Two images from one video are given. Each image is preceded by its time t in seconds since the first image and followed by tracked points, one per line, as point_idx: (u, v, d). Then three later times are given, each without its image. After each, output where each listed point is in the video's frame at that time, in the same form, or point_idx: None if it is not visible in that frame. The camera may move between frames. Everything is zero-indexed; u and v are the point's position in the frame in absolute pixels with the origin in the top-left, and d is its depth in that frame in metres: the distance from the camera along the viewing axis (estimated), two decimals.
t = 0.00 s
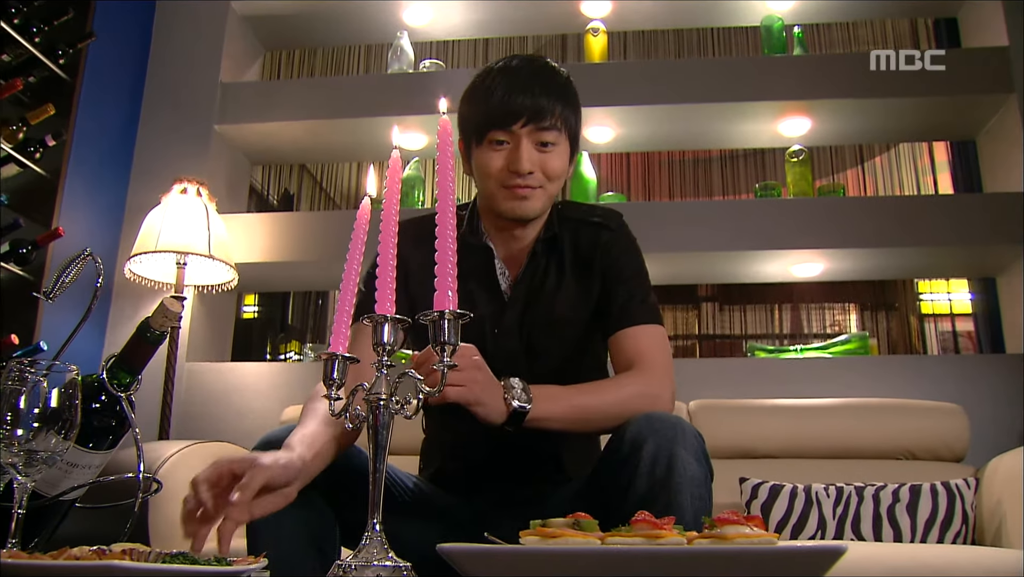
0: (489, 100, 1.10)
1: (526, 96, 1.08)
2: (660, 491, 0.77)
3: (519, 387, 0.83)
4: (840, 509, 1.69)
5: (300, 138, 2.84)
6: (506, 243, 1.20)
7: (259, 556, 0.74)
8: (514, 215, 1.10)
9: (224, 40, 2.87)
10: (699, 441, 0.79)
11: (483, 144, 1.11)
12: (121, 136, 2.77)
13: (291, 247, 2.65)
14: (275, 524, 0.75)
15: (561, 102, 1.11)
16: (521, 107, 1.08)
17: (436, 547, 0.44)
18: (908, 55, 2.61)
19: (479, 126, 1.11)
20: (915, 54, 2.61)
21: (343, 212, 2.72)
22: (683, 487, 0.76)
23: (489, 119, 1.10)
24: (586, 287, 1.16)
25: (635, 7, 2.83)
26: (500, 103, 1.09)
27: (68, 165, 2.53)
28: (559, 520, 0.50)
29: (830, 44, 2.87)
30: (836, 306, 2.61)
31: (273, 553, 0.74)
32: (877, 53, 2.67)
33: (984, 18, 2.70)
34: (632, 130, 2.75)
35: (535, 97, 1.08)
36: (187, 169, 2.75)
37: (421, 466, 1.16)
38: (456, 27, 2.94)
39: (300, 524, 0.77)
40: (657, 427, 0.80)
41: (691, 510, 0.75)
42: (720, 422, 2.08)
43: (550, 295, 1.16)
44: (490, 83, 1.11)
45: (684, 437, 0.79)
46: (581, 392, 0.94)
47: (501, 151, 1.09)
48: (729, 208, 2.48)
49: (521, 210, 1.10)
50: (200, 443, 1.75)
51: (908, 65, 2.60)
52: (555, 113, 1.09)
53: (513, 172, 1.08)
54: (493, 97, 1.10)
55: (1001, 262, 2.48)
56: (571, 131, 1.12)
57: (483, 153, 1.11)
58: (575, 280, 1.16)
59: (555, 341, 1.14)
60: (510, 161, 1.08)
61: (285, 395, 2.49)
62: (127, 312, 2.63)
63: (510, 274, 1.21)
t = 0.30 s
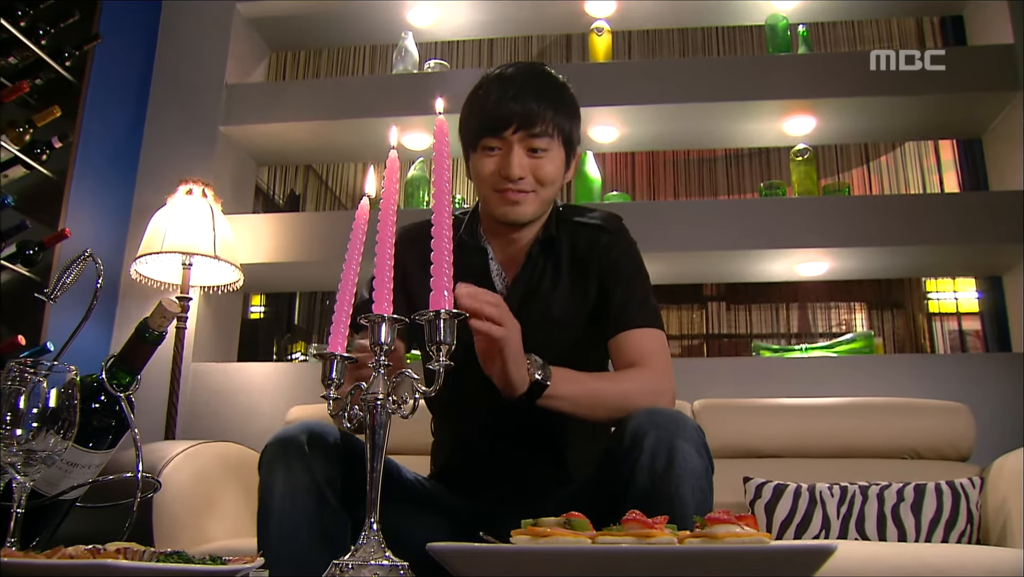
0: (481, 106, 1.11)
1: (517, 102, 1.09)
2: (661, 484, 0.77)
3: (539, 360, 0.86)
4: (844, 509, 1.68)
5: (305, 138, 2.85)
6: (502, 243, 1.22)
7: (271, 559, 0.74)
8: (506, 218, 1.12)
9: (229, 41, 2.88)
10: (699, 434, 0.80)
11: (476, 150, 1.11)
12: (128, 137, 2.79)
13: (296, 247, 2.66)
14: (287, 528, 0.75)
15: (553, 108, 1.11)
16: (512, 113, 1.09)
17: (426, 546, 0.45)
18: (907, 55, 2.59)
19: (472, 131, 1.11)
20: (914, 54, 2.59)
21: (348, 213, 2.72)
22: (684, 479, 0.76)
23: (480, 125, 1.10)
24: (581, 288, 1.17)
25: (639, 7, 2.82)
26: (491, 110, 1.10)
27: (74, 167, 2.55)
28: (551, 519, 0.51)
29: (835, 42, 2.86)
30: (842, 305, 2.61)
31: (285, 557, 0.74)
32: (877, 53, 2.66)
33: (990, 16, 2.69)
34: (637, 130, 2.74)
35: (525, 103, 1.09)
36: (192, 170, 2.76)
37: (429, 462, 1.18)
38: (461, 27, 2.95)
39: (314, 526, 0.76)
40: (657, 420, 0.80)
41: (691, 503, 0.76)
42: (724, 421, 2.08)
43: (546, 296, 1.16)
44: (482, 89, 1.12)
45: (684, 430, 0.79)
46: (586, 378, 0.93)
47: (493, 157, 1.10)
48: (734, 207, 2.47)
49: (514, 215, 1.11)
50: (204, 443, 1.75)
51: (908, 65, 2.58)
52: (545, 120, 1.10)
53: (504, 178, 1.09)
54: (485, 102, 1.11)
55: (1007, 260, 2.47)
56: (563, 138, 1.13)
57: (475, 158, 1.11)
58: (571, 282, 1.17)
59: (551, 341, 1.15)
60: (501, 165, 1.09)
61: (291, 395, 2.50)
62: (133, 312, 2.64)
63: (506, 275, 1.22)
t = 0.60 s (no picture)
0: (463, 118, 1.21)
1: (497, 113, 1.21)
2: (657, 478, 0.80)
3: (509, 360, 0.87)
4: (849, 508, 1.68)
5: (310, 139, 2.85)
6: (496, 249, 1.28)
7: (279, 549, 0.78)
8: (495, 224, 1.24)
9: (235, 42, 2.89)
10: (694, 428, 0.83)
11: (459, 158, 1.21)
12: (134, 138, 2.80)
13: (301, 247, 2.67)
14: (296, 520, 0.79)
15: (532, 116, 1.22)
16: (493, 123, 1.20)
17: (415, 545, 0.45)
18: (908, 55, 2.59)
19: (454, 142, 1.22)
20: (915, 54, 2.60)
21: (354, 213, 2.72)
22: (680, 472, 0.79)
23: (463, 136, 1.21)
24: (580, 292, 1.20)
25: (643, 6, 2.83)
26: (475, 120, 1.21)
27: (81, 168, 2.57)
28: (542, 519, 0.51)
29: (841, 41, 2.85)
30: (849, 305, 2.59)
31: (292, 548, 0.78)
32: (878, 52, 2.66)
33: (997, 12, 2.68)
34: (642, 129, 2.74)
35: (505, 113, 1.21)
36: (198, 171, 2.77)
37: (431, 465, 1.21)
38: (467, 27, 2.95)
39: (322, 522, 0.79)
40: (653, 415, 0.84)
41: (687, 494, 0.79)
42: (729, 421, 2.08)
43: (545, 301, 1.21)
44: (463, 102, 1.23)
45: (679, 424, 0.82)
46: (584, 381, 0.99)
47: (478, 165, 1.21)
48: (739, 206, 2.47)
49: (502, 220, 1.25)
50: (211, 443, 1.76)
51: (908, 65, 2.59)
52: (525, 127, 1.21)
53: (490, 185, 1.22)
54: (466, 115, 1.22)
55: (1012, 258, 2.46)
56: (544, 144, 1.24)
57: (459, 165, 1.21)
58: (569, 286, 1.21)
59: (551, 343, 1.18)
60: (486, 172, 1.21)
61: (297, 395, 2.51)
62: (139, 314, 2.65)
63: (504, 282, 1.27)
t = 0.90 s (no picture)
0: (463, 115, 1.21)
1: (497, 110, 1.21)
2: (645, 472, 0.83)
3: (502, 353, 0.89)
4: (854, 508, 1.68)
5: (316, 140, 2.86)
6: (492, 248, 1.29)
7: (288, 534, 0.79)
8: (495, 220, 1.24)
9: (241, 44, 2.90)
10: (678, 422, 0.86)
11: (459, 156, 1.22)
12: (140, 140, 2.82)
13: (307, 249, 2.67)
14: (306, 505, 0.81)
15: (531, 113, 1.22)
16: (493, 120, 1.20)
17: (407, 546, 0.45)
18: (907, 55, 2.58)
19: (455, 139, 1.22)
20: (914, 54, 2.58)
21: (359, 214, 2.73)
22: (666, 466, 0.83)
23: (464, 134, 1.21)
24: (575, 290, 1.21)
25: (647, 6, 2.82)
26: (475, 117, 1.21)
27: (87, 170, 2.58)
28: (534, 519, 0.51)
29: (846, 40, 2.84)
30: (855, 304, 2.59)
31: (302, 533, 0.79)
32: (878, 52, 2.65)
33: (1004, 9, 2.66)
34: (646, 129, 2.74)
35: (505, 110, 1.21)
36: (204, 173, 2.78)
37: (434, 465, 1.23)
38: (471, 28, 2.95)
39: (331, 508, 0.81)
40: (637, 412, 0.87)
41: (675, 489, 0.82)
42: (734, 420, 2.07)
43: (541, 299, 1.22)
44: (462, 100, 1.22)
45: (664, 419, 0.86)
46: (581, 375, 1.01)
47: (478, 162, 1.21)
48: (744, 206, 2.47)
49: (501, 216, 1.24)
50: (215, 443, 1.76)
51: (907, 66, 2.57)
52: (526, 124, 1.21)
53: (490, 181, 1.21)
54: (466, 112, 1.21)
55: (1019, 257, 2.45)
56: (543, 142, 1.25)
57: (459, 163, 1.22)
58: (565, 284, 1.22)
59: (548, 341, 1.19)
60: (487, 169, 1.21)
61: (303, 395, 2.51)
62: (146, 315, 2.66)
63: (500, 279, 1.28)
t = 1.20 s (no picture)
0: (466, 115, 1.21)
1: (500, 110, 1.20)
2: (646, 473, 0.84)
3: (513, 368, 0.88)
4: (858, 507, 1.67)
5: (321, 141, 2.87)
6: (493, 249, 1.29)
7: (286, 537, 0.80)
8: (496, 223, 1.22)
9: (246, 46, 2.91)
10: (680, 422, 0.86)
11: (463, 156, 1.22)
12: (147, 142, 2.83)
13: (313, 249, 2.68)
14: (304, 507, 0.81)
15: (534, 114, 1.22)
16: (496, 121, 1.19)
17: (397, 546, 0.45)
18: (907, 54, 2.56)
19: (458, 139, 1.22)
20: (914, 54, 2.56)
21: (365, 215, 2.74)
22: (667, 465, 0.83)
23: (467, 134, 1.21)
24: (577, 289, 1.21)
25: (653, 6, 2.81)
26: (478, 117, 1.20)
27: (94, 172, 2.59)
28: (524, 518, 0.51)
29: (852, 38, 2.84)
30: (861, 303, 2.58)
31: (299, 536, 0.80)
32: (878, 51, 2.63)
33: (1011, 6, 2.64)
34: (652, 128, 2.74)
35: (509, 110, 1.20)
36: (211, 174, 2.79)
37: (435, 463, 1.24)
38: (476, 28, 2.95)
39: (329, 511, 0.81)
40: (640, 412, 0.87)
41: (676, 489, 0.82)
42: (738, 420, 2.07)
43: (542, 299, 1.21)
44: (466, 99, 1.22)
45: (666, 419, 0.86)
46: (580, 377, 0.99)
47: (482, 163, 1.21)
48: (749, 204, 2.46)
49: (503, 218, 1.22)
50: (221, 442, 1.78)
51: (907, 65, 2.55)
52: (529, 125, 1.21)
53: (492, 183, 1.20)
54: (470, 113, 1.21)
55: None
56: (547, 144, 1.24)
57: (463, 163, 1.22)
58: (566, 284, 1.22)
59: (549, 340, 1.20)
60: (489, 171, 1.20)
61: (309, 395, 2.52)
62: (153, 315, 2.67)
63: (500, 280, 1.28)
